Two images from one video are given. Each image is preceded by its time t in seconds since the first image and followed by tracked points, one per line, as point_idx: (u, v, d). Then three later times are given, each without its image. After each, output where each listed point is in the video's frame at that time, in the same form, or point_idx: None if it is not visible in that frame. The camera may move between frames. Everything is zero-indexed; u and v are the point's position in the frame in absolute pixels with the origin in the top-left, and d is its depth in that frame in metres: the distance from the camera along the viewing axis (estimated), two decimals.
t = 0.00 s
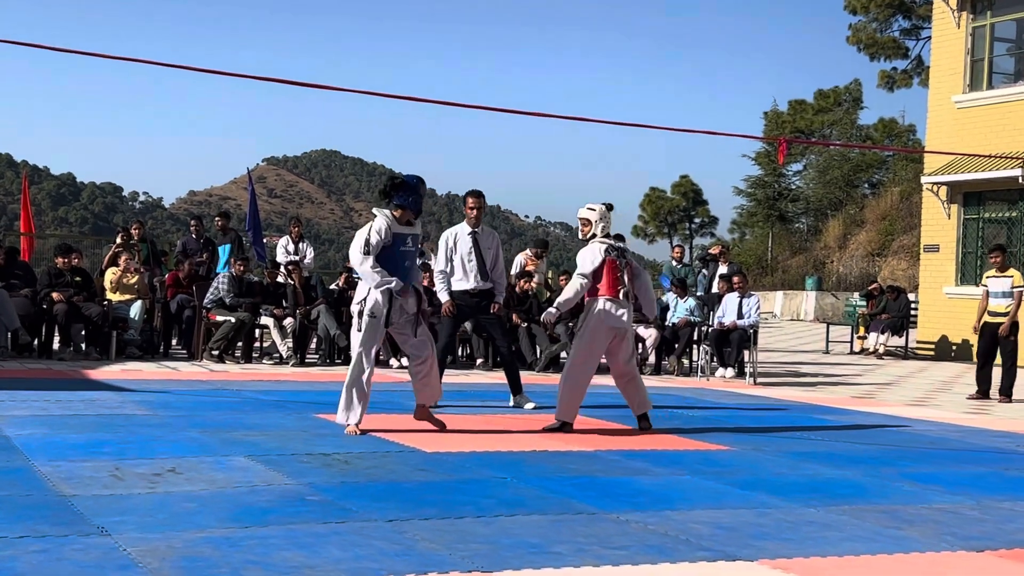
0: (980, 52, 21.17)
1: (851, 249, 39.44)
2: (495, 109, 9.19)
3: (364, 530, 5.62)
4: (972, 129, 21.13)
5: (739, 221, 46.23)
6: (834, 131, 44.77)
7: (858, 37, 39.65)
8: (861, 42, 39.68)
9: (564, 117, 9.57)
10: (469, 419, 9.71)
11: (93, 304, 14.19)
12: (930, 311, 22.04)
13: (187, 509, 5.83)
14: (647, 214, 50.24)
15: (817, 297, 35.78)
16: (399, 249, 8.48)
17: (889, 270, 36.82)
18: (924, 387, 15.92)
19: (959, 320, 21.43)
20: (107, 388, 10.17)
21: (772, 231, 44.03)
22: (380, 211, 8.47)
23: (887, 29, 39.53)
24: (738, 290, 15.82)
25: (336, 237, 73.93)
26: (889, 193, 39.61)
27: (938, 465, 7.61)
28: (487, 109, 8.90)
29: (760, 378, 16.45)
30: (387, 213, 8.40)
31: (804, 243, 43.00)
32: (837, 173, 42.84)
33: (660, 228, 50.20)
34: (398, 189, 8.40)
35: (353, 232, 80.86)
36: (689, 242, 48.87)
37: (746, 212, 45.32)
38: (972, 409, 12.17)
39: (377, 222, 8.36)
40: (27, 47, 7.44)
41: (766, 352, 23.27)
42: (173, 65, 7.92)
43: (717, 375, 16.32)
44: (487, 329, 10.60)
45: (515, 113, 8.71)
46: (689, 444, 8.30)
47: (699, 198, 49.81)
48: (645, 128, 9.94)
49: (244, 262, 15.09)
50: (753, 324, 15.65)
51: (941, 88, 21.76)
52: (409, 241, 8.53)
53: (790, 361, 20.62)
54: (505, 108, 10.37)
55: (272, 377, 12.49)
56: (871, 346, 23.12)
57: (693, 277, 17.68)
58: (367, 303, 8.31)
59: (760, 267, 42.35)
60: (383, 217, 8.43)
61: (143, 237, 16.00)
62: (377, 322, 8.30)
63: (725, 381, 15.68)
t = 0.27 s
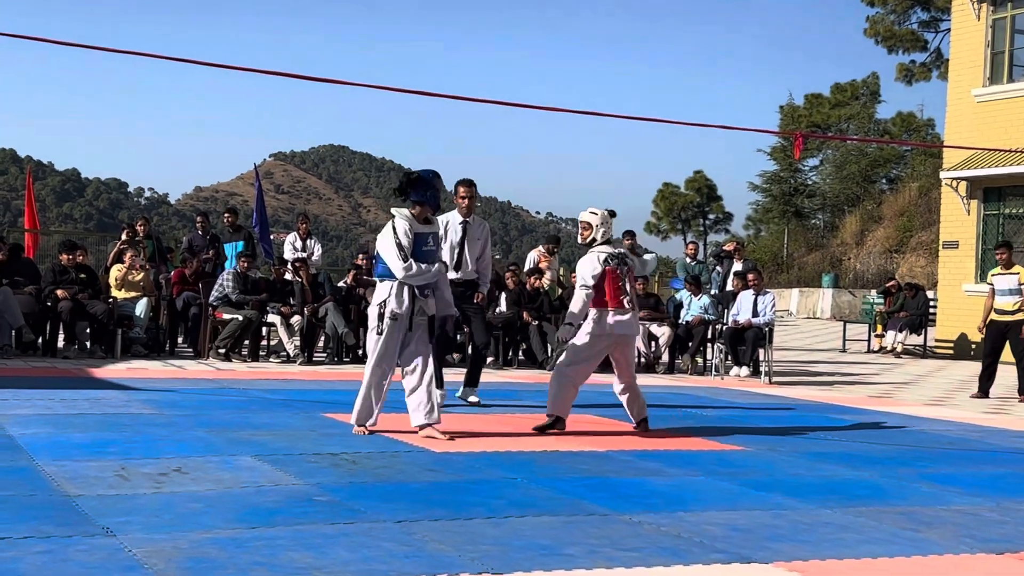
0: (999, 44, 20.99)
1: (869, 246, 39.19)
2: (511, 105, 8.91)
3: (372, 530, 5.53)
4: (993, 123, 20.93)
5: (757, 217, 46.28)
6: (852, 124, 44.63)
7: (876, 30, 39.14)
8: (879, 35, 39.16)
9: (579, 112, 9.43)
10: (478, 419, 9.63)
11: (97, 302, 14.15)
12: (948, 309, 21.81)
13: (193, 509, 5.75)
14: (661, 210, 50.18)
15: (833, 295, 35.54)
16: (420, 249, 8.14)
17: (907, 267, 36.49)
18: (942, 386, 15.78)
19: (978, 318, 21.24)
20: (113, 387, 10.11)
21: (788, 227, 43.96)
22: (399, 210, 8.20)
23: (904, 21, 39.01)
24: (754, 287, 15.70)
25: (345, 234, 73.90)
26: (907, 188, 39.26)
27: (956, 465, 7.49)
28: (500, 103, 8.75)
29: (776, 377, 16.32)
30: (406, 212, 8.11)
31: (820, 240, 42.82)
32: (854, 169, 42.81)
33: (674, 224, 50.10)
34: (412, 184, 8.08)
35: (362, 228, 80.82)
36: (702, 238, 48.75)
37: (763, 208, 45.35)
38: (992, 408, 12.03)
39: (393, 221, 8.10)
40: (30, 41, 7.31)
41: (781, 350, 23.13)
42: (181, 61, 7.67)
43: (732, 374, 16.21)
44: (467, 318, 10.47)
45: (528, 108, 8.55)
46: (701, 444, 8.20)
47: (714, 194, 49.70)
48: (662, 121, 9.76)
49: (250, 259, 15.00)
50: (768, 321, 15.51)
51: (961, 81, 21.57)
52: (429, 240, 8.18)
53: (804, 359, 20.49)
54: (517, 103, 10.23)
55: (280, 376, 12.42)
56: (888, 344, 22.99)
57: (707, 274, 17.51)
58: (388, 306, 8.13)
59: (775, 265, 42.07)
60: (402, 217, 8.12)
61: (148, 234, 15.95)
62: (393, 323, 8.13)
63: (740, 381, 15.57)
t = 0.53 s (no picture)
0: (1018, 38, 20.85)
1: (885, 242, 39.06)
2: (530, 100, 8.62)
3: (382, 530, 5.47)
4: (1011, 116, 20.75)
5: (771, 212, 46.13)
6: (867, 119, 44.47)
7: (892, 22, 38.35)
8: (895, 28, 38.39)
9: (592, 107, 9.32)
10: (489, 417, 9.57)
11: (104, 299, 14.12)
12: (965, 307, 21.66)
13: (201, 508, 5.71)
14: (674, 206, 50.06)
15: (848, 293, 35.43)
16: (447, 241, 8.02)
17: (924, 263, 36.37)
18: (959, 384, 15.67)
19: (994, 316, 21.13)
20: (122, 384, 10.08)
21: (803, 223, 43.79)
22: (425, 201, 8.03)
23: (921, 15, 38.26)
24: (768, 285, 15.48)
25: (355, 229, 73.90)
26: (923, 185, 39.20)
27: (973, 465, 7.40)
28: (513, 98, 8.63)
29: (791, 375, 16.22)
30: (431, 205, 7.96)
31: (836, 236, 42.69)
32: (870, 164, 42.70)
33: (687, 220, 49.98)
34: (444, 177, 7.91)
35: (372, 224, 80.79)
36: (714, 234, 48.63)
37: (778, 204, 45.20)
38: (1012, 407, 11.92)
39: (420, 212, 7.92)
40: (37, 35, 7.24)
41: (796, 348, 23.02)
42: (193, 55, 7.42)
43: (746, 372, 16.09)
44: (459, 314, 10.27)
45: (542, 103, 8.43)
46: (714, 443, 8.13)
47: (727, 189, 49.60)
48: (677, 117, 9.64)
49: (258, 255, 14.95)
50: (782, 319, 15.41)
51: (978, 75, 21.41)
52: (456, 232, 8.07)
53: (818, 357, 20.39)
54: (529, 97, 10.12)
55: (289, 373, 12.36)
56: (904, 340, 22.87)
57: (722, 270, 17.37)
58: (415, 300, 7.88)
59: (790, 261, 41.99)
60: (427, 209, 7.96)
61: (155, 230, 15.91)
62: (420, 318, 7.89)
63: (754, 379, 15.48)
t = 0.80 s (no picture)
0: None
1: (899, 239, 38.95)
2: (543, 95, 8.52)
3: (392, 529, 5.43)
4: None
5: (784, 208, 46.03)
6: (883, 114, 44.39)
7: (906, 17, 37.80)
8: (909, 23, 37.81)
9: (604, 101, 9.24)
10: (498, 414, 9.55)
11: (113, 296, 14.11)
12: (982, 305, 21.55)
13: (210, 507, 5.67)
14: (687, 202, 49.96)
15: (863, 289, 35.29)
16: (448, 239, 7.93)
17: (939, 260, 36.24)
18: (975, 382, 15.59)
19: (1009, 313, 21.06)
20: (131, 382, 10.06)
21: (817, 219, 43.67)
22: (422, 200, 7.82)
23: (937, 10, 37.63)
24: (781, 282, 15.40)
25: (366, 226, 73.90)
26: (939, 181, 39.13)
27: (987, 464, 7.33)
28: (523, 93, 8.56)
29: (804, 373, 16.16)
30: (431, 203, 7.78)
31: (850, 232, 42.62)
32: (884, 160, 42.62)
33: (700, 217, 49.91)
34: (444, 175, 7.77)
35: (381, 221, 80.79)
36: (728, 230, 48.61)
37: (791, 200, 45.07)
38: None
39: (423, 212, 7.72)
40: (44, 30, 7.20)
41: (809, 345, 22.95)
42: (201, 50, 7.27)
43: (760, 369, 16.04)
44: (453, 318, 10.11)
45: (550, 98, 8.41)
46: (725, 441, 8.08)
47: (739, 184, 49.49)
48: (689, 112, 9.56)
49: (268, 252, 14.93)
50: (795, 317, 15.34)
51: (995, 69, 21.27)
52: (455, 229, 8.00)
53: (831, 354, 20.32)
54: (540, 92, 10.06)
55: (299, 371, 12.34)
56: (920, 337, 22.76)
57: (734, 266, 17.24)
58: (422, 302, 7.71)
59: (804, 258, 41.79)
60: (428, 207, 7.77)
61: (164, 227, 15.91)
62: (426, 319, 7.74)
63: (768, 377, 15.40)
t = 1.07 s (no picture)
0: None
1: (910, 237, 38.87)
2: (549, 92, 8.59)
3: (402, 527, 5.42)
4: None
5: (796, 205, 45.98)
6: (895, 110, 44.41)
7: (919, 13, 37.63)
8: (922, 19, 37.64)
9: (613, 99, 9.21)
10: (508, 413, 9.53)
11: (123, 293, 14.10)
12: (994, 304, 21.54)
13: (219, 505, 5.66)
14: (697, 199, 49.90)
15: (874, 287, 35.19)
16: (449, 229, 7.87)
17: (951, 257, 36.15)
18: (987, 381, 15.52)
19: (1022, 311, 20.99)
20: (140, 379, 10.06)
21: (829, 217, 43.64)
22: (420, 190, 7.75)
23: (949, 6, 37.43)
24: (793, 279, 15.42)
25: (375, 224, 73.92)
26: (951, 178, 39.08)
27: (1000, 463, 7.29)
28: (533, 90, 8.54)
29: (816, 371, 16.13)
30: (432, 192, 7.72)
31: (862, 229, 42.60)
32: (897, 156, 42.67)
33: (710, 214, 49.85)
34: (442, 163, 7.73)
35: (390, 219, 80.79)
36: (739, 227, 48.57)
37: (803, 197, 45.02)
38: None
39: (425, 203, 7.66)
40: (57, 29, 7.09)
41: (821, 343, 22.91)
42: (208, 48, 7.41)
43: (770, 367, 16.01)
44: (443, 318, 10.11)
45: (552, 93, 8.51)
46: (735, 440, 8.05)
47: (750, 181, 49.44)
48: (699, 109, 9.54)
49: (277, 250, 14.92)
50: (807, 314, 15.32)
51: (1008, 65, 21.19)
52: (456, 218, 7.93)
53: (843, 352, 20.27)
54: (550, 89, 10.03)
55: (309, 369, 12.33)
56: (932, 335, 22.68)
57: (745, 263, 17.21)
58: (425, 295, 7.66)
59: (815, 255, 41.66)
60: (428, 197, 7.71)
61: (173, 225, 15.90)
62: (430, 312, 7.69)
63: (779, 375, 15.36)
